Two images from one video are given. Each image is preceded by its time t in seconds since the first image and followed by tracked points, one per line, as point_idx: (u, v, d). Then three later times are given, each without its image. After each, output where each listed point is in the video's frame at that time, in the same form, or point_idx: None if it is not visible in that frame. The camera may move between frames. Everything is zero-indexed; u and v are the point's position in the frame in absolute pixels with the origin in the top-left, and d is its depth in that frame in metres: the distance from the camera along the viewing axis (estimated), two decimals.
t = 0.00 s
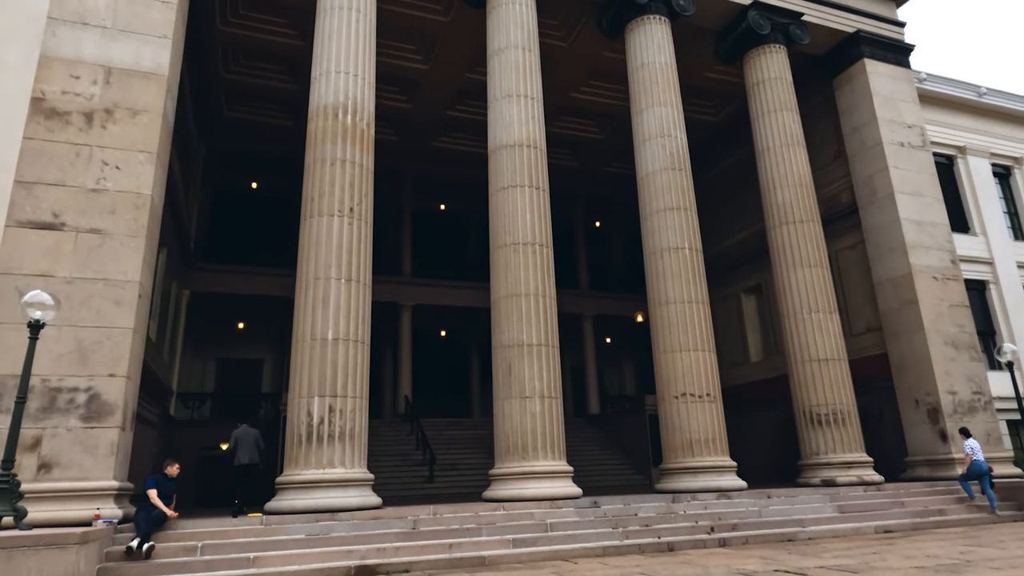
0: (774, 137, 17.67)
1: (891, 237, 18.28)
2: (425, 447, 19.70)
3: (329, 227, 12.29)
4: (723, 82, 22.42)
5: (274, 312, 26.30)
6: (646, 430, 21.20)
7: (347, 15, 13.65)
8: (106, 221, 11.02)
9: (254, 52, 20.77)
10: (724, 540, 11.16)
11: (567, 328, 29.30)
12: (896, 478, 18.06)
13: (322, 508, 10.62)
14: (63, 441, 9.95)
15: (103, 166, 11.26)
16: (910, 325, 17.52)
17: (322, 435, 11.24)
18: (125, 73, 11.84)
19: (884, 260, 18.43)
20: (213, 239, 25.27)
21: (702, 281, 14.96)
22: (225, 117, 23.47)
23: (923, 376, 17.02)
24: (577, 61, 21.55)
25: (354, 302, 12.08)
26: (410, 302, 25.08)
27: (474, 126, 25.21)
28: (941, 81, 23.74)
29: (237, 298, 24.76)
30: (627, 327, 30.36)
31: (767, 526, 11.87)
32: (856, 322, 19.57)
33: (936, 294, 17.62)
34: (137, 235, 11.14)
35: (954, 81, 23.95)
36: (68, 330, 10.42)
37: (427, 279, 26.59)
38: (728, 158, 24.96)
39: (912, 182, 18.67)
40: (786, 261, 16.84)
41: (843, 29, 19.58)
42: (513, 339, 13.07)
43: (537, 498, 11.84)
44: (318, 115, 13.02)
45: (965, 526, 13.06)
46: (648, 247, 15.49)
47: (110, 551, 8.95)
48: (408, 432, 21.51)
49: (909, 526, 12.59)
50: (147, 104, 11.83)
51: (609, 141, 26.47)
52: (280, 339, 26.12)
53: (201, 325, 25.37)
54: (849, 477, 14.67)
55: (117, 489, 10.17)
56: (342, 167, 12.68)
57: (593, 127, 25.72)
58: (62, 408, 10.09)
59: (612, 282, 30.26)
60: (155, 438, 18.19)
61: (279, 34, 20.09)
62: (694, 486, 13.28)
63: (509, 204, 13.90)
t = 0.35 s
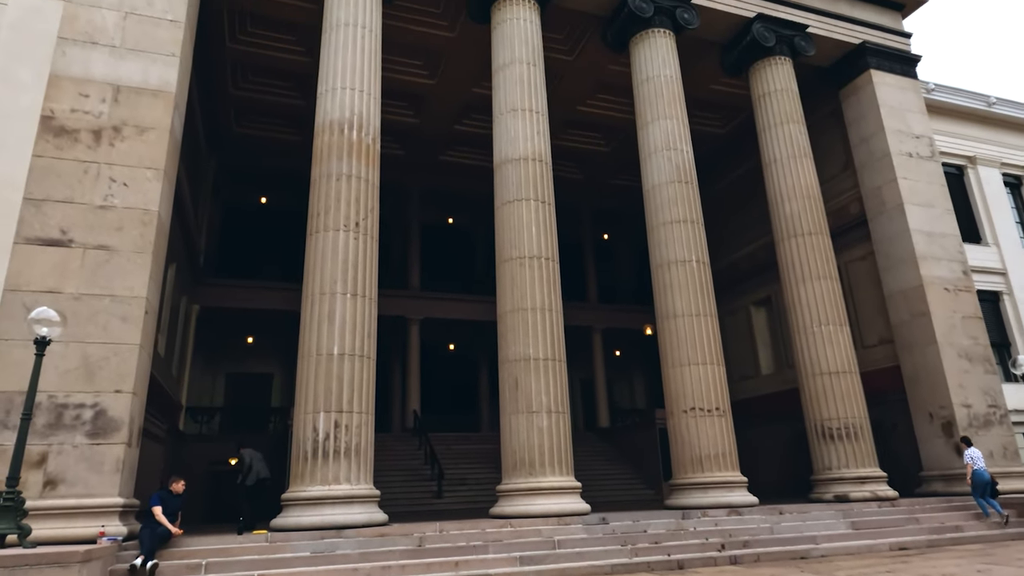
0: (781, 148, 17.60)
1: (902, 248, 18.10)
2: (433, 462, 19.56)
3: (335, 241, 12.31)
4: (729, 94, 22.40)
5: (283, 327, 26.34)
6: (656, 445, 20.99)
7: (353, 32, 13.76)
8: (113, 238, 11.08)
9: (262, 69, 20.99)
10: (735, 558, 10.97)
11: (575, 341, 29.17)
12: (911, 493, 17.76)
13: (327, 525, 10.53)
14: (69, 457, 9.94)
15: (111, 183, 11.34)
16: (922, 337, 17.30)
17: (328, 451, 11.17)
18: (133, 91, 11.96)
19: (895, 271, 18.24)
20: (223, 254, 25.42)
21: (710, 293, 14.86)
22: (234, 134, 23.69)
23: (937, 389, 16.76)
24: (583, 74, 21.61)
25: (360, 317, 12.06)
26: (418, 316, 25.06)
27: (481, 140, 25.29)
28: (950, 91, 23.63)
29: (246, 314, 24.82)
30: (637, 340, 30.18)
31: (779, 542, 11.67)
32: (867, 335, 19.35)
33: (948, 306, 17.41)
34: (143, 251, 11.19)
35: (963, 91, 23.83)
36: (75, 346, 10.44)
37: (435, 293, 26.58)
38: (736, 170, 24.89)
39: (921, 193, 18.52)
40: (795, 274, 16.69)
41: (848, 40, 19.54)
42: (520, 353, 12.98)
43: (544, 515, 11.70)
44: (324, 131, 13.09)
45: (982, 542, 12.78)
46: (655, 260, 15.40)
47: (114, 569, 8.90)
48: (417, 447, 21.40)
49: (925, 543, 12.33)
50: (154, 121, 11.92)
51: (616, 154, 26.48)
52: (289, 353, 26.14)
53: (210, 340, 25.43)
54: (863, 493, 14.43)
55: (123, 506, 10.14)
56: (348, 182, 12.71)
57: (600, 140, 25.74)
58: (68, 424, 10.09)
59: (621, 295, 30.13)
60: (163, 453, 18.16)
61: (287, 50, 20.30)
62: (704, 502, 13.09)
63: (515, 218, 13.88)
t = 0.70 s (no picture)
0: (788, 160, 17.56)
1: (911, 259, 17.99)
2: (441, 476, 19.43)
3: (342, 256, 12.33)
4: (734, 107, 22.45)
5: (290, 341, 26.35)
6: (665, 458, 20.79)
7: (359, 48, 13.87)
8: (122, 254, 11.14)
9: (270, 86, 21.18)
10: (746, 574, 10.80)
11: (583, 354, 29.03)
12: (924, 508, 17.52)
13: (334, 542, 10.45)
14: (76, 474, 9.93)
15: (120, 199, 11.41)
16: (932, 348, 17.14)
17: (335, 466, 11.13)
18: (142, 108, 12.07)
19: (905, 282, 18.10)
20: (231, 268, 25.46)
21: (718, 306, 14.78)
22: (241, 149, 23.86)
23: (949, 401, 16.58)
24: (588, 88, 21.69)
25: (367, 332, 12.05)
26: (425, 329, 25.04)
27: (487, 154, 25.39)
28: (957, 101, 23.58)
29: (253, 328, 24.84)
30: (644, 352, 30.01)
31: (791, 558, 11.50)
32: (877, 347, 19.19)
33: (959, 317, 17.27)
34: (151, 267, 11.24)
35: (970, 101, 23.78)
36: (83, 362, 10.47)
37: (442, 306, 26.58)
38: (742, 182, 24.86)
39: (930, 204, 18.43)
40: (803, 285, 16.60)
41: (854, 51, 19.55)
42: (527, 367, 12.92)
43: (553, 530, 11.58)
44: (331, 146, 13.16)
45: (998, 557, 12.56)
46: (662, 272, 15.35)
47: None
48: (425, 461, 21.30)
49: (940, 558, 12.13)
50: (163, 138, 12.02)
51: (622, 166, 26.52)
52: (297, 368, 26.13)
53: (218, 354, 25.46)
54: (875, 507, 14.24)
55: (129, 523, 10.10)
56: (354, 197, 12.76)
57: (605, 153, 25.80)
58: (76, 440, 10.09)
59: (628, 308, 30.03)
60: (170, 469, 18.12)
61: (295, 68, 20.49)
62: (714, 517, 12.94)
63: (521, 232, 13.88)
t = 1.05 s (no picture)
0: (794, 171, 17.54)
1: (919, 269, 17.89)
2: (447, 490, 19.32)
3: (349, 270, 12.36)
4: (739, 118, 22.47)
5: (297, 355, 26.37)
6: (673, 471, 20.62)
7: (366, 64, 13.98)
8: (131, 269, 11.21)
9: (278, 101, 21.36)
10: None
11: (590, 366, 28.94)
12: (938, 522, 17.30)
13: (341, 557, 10.39)
14: (84, 489, 9.94)
15: (129, 215, 11.50)
16: (943, 359, 17.00)
17: (342, 481, 11.09)
18: (152, 125, 12.20)
19: (914, 293, 17.98)
20: (239, 282, 25.54)
21: (726, 317, 14.72)
22: (249, 164, 24.04)
23: (961, 413, 16.40)
24: (593, 100, 21.78)
25: (374, 346, 12.04)
26: (432, 342, 25.03)
27: (493, 167, 25.49)
28: (963, 111, 23.54)
29: (261, 342, 24.88)
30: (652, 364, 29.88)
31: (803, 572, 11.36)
32: (887, 358, 19.05)
33: (969, 327, 17.13)
34: (160, 281, 11.30)
35: (977, 111, 23.73)
36: (92, 377, 10.51)
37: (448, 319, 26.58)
38: (749, 193, 24.83)
39: (938, 214, 18.36)
40: (811, 297, 16.52)
41: (859, 63, 19.58)
42: (534, 380, 12.88)
43: (561, 545, 11.48)
44: (339, 161, 13.24)
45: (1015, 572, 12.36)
46: (669, 284, 15.31)
47: None
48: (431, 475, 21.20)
49: (955, 572, 11.95)
50: (173, 154, 12.13)
51: (627, 178, 26.55)
52: (304, 381, 26.14)
53: (225, 368, 25.48)
54: (888, 521, 14.06)
55: (137, 538, 10.08)
56: (361, 211, 12.81)
57: (611, 165, 25.85)
58: (84, 455, 10.10)
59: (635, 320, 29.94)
60: (177, 484, 18.11)
61: (302, 84, 20.67)
62: (724, 531, 12.81)
63: (528, 244, 13.89)
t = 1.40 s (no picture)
0: (801, 181, 17.50)
1: (928, 279, 17.79)
2: (455, 503, 19.20)
3: (356, 283, 12.39)
4: (745, 129, 22.48)
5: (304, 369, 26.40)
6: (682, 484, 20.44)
7: (373, 78, 14.09)
8: (140, 284, 11.27)
9: (285, 117, 21.54)
10: None
11: (597, 378, 28.83)
12: (952, 535, 17.04)
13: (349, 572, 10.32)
14: (92, 504, 9.94)
15: (138, 230, 11.58)
16: (954, 370, 16.84)
17: (349, 495, 11.05)
18: (161, 140, 12.32)
19: (924, 303, 17.86)
20: (247, 296, 25.64)
21: (734, 328, 14.65)
22: (257, 178, 24.22)
23: (974, 424, 16.22)
24: (599, 113, 21.86)
25: (381, 359, 12.04)
26: (439, 355, 25.01)
27: (498, 180, 25.58)
28: (970, 120, 23.49)
29: (268, 356, 24.91)
30: (660, 377, 29.73)
31: None
32: (897, 368, 18.90)
33: (980, 337, 16.99)
34: (169, 296, 11.36)
35: (983, 120, 23.66)
36: (101, 392, 10.54)
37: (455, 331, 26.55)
38: (755, 204, 24.80)
39: (946, 223, 18.27)
40: (819, 307, 16.43)
41: (864, 73, 19.60)
42: (541, 393, 12.83)
43: (570, 560, 11.38)
44: (346, 174, 13.30)
45: None
46: (676, 296, 15.26)
47: None
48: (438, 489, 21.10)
49: None
50: (182, 169, 12.24)
51: (633, 190, 26.58)
52: (311, 395, 26.15)
53: (233, 382, 25.51)
54: (901, 534, 13.88)
55: (144, 553, 10.07)
56: (368, 225, 12.85)
57: (616, 177, 25.89)
58: (92, 470, 10.12)
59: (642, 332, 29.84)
60: (184, 498, 18.10)
61: (309, 99, 20.83)
62: (735, 545, 12.67)
63: (534, 256, 13.89)
